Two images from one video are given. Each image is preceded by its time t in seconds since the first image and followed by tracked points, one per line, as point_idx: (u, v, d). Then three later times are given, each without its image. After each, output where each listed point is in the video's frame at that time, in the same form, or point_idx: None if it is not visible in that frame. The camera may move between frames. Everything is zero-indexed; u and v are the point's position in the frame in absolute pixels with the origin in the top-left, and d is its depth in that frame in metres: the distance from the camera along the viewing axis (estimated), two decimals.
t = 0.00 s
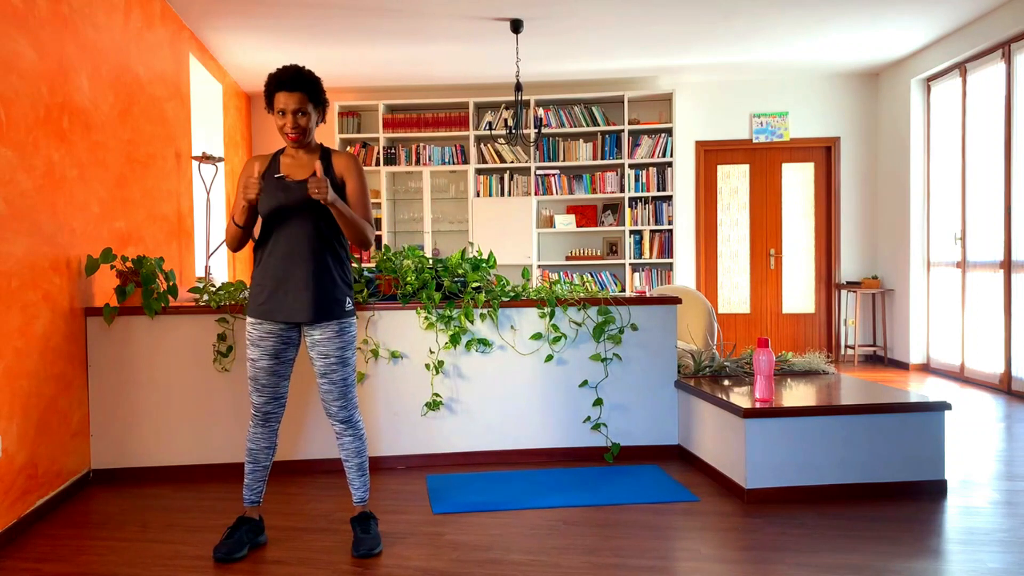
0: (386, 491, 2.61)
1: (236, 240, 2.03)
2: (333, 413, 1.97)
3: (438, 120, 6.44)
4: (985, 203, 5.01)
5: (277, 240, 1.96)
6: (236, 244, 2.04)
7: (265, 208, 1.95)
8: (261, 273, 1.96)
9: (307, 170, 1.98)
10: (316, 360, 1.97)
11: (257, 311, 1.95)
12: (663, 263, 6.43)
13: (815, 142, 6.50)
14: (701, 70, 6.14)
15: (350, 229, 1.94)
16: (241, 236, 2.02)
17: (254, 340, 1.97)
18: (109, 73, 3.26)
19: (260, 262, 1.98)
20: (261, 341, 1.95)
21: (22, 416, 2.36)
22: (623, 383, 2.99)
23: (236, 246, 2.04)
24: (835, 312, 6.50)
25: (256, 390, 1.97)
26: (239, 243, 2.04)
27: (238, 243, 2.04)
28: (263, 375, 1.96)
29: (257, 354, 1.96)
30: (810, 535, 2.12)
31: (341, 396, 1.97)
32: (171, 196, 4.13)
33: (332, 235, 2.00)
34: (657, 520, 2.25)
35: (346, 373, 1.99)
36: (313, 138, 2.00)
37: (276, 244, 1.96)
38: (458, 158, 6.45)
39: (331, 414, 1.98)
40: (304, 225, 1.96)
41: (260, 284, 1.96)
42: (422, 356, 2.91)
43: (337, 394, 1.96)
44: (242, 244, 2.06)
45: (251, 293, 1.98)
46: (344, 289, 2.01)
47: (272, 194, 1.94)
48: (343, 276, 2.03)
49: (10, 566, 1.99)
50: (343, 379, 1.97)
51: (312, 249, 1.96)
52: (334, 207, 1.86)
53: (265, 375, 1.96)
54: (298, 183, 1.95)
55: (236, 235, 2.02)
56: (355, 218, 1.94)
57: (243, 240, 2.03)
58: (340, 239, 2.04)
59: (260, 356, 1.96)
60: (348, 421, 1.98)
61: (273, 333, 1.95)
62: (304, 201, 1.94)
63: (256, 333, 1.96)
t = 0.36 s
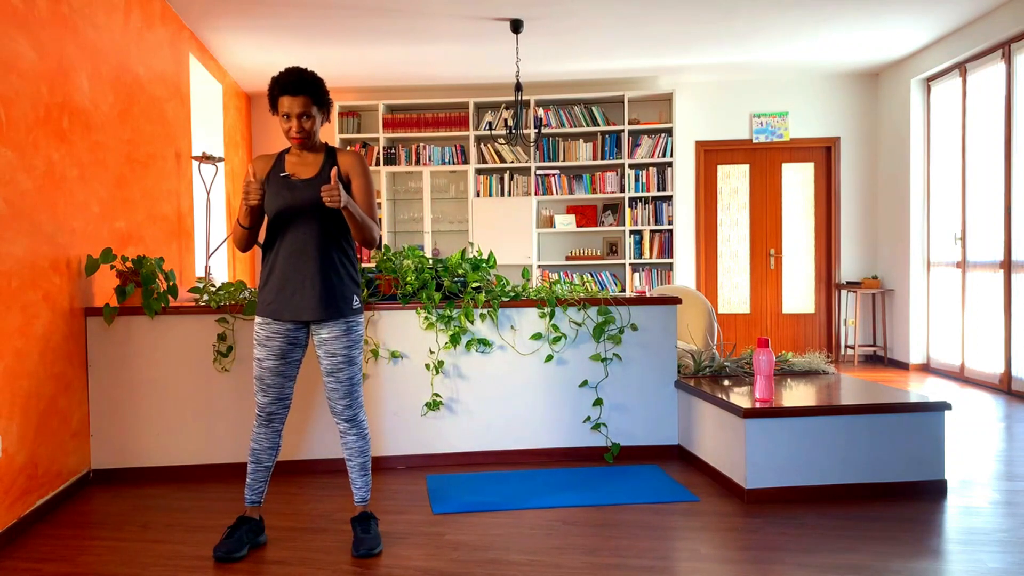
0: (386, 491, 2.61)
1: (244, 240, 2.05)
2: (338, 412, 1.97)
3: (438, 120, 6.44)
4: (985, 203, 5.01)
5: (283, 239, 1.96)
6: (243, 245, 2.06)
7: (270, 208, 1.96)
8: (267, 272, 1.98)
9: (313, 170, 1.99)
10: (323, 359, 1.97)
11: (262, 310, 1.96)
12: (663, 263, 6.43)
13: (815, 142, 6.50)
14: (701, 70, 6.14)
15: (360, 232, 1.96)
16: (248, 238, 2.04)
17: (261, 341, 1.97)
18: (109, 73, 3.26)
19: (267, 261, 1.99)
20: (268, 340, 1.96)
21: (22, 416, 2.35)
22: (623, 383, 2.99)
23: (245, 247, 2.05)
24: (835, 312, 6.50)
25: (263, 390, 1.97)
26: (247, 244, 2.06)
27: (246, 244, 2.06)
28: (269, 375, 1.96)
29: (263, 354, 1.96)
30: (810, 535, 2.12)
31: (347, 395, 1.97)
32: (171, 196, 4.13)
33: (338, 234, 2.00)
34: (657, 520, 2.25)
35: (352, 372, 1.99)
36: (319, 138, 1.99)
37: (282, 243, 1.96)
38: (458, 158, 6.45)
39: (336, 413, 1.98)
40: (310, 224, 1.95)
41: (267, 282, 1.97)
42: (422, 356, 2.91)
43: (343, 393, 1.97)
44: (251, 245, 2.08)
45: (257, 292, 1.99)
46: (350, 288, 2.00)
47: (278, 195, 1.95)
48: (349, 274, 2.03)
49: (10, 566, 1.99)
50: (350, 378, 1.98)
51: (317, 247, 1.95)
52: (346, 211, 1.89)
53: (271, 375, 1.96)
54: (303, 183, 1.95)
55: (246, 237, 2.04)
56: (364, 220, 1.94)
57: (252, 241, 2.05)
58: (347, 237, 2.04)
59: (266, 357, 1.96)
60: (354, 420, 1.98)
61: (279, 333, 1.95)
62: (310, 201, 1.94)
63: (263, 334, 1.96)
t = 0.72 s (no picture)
0: (386, 491, 2.60)
1: (246, 241, 2.05)
2: (338, 411, 1.97)
3: (438, 120, 6.44)
4: (985, 203, 5.01)
5: (283, 239, 1.96)
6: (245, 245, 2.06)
7: (270, 208, 1.96)
8: (267, 272, 1.98)
9: (314, 169, 1.99)
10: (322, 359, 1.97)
11: (262, 310, 1.96)
12: (663, 263, 6.43)
13: (815, 142, 6.50)
14: (701, 70, 6.14)
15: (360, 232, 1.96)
16: (249, 238, 2.04)
17: (261, 340, 1.97)
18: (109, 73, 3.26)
19: (267, 260, 2.00)
20: (268, 340, 1.95)
21: (22, 416, 2.35)
22: (623, 383, 2.99)
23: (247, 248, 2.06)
24: (835, 312, 6.50)
25: (263, 390, 1.97)
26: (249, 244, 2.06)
27: (247, 244, 2.06)
28: (269, 375, 1.96)
29: (263, 354, 1.96)
30: (810, 535, 2.12)
31: (347, 394, 1.97)
32: (172, 196, 4.13)
33: (339, 233, 1.99)
34: (658, 520, 2.25)
35: (352, 371, 1.99)
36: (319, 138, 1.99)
37: (281, 243, 1.96)
38: (458, 158, 6.45)
39: (336, 413, 1.98)
40: (310, 224, 1.95)
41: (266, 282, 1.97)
42: (422, 356, 2.91)
43: (342, 392, 1.97)
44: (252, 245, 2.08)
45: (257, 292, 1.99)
46: (350, 288, 2.00)
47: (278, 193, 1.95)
48: (350, 273, 2.03)
49: (9, 566, 1.98)
50: (349, 378, 1.98)
51: (317, 247, 1.95)
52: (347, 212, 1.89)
53: (271, 375, 1.96)
54: (304, 183, 1.95)
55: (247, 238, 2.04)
56: (365, 220, 1.94)
57: (252, 241, 2.06)
58: (348, 238, 2.03)
59: (266, 357, 1.96)
60: (353, 420, 1.98)
61: (279, 333, 1.95)
62: (310, 201, 1.94)
63: (263, 333, 1.96)
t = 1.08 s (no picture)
0: (386, 491, 2.61)
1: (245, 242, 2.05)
2: (338, 411, 1.97)
3: (438, 120, 6.44)
4: (985, 203, 5.01)
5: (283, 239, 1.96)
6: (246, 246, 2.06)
7: (271, 208, 1.96)
8: (267, 272, 1.98)
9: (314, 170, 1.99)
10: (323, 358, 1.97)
11: (262, 309, 1.96)
12: (663, 263, 6.43)
13: (815, 142, 6.50)
14: (701, 70, 6.14)
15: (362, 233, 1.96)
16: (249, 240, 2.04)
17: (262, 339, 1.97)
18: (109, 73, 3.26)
19: (267, 260, 2.00)
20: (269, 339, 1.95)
21: (22, 416, 2.35)
22: (623, 383, 2.99)
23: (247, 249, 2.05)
24: (835, 312, 6.50)
25: (264, 390, 1.97)
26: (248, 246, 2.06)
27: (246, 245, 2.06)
28: (269, 374, 1.96)
29: (264, 353, 1.96)
30: (810, 535, 2.12)
31: (347, 394, 1.97)
32: (172, 196, 4.13)
33: (340, 232, 2.00)
34: (658, 520, 2.25)
35: (353, 371, 1.99)
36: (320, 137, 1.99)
37: (281, 243, 1.97)
38: (458, 158, 6.45)
39: (336, 413, 1.98)
40: (310, 223, 1.95)
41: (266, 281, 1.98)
42: (422, 356, 2.91)
43: (342, 392, 1.97)
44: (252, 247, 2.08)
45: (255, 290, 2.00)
46: (351, 287, 2.00)
47: (279, 194, 1.95)
48: (350, 273, 2.03)
49: (9, 566, 1.99)
50: (349, 377, 1.98)
51: (317, 247, 1.95)
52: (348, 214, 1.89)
53: (271, 375, 1.96)
54: (305, 183, 1.96)
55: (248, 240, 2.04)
56: (365, 222, 1.95)
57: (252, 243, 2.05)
58: (348, 237, 2.04)
59: (267, 356, 1.96)
60: (353, 420, 1.98)
61: (280, 333, 1.95)
62: (311, 202, 1.94)
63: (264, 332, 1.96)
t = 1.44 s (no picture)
0: (386, 491, 2.61)
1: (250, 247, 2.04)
2: (341, 410, 1.97)
3: (438, 120, 6.44)
4: (985, 203, 5.01)
5: (288, 244, 1.97)
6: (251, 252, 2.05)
7: (276, 211, 1.95)
8: (274, 275, 1.98)
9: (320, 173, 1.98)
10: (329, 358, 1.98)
11: (269, 312, 1.96)
12: (663, 263, 6.43)
13: (815, 142, 6.50)
14: (701, 70, 6.14)
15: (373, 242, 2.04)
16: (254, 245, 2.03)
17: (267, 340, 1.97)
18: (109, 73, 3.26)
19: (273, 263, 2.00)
20: (274, 340, 1.96)
21: (22, 416, 2.35)
22: (623, 383, 2.99)
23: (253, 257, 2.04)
24: (835, 312, 6.50)
25: (267, 390, 1.97)
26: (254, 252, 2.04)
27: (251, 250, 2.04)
28: (274, 374, 1.96)
29: (269, 353, 1.96)
30: (810, 535, 2.12)
31: (351, 393, 1.97)
32: (172, 196, 4.13)
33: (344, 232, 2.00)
34: (658, 520, 2.25)
35: (357, 371, 1.99)
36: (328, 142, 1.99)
37: (287, 247, 1.97)
38: (458, 158, 6.45)
39: (339, 412, 1.98)
40: (315, 227, 1.95)
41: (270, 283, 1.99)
42: (422, 356, 2.91)
43: (346, 391, 1.97)
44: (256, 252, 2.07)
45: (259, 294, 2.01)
46: (356, 288, 2.00)
47: (286, 196, 1.94)
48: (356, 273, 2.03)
49: (10, 566, 1.99)
50: (354, 377, 1.97)
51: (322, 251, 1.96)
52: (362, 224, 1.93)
53: (275, 375, 1.96)
54: (311, 187, 1.95)
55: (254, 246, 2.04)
56: (377, 229, 1.99)
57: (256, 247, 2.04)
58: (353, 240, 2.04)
59: (272, 356, 1.96)
60: (356, 419, 1.98)
61: (285, 334, 1.95)
62: (316, 204, 1.94)
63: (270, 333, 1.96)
